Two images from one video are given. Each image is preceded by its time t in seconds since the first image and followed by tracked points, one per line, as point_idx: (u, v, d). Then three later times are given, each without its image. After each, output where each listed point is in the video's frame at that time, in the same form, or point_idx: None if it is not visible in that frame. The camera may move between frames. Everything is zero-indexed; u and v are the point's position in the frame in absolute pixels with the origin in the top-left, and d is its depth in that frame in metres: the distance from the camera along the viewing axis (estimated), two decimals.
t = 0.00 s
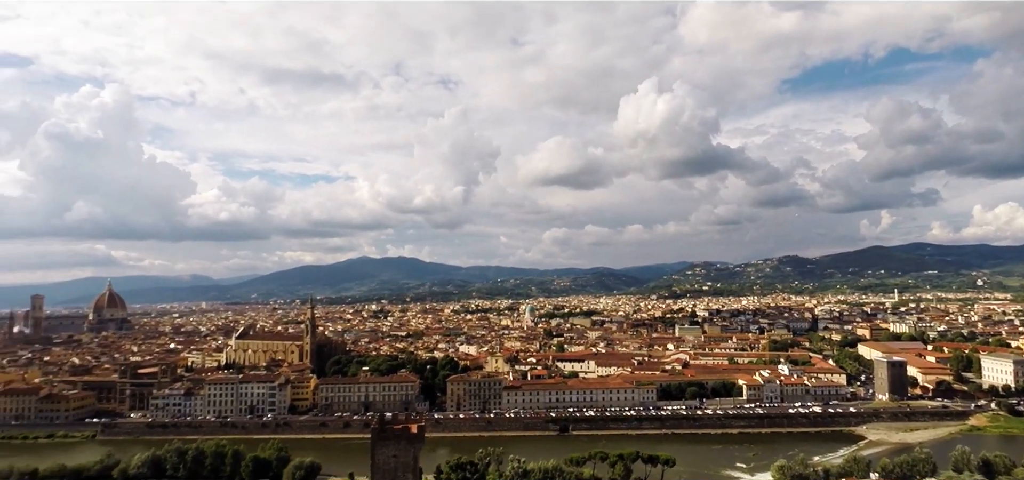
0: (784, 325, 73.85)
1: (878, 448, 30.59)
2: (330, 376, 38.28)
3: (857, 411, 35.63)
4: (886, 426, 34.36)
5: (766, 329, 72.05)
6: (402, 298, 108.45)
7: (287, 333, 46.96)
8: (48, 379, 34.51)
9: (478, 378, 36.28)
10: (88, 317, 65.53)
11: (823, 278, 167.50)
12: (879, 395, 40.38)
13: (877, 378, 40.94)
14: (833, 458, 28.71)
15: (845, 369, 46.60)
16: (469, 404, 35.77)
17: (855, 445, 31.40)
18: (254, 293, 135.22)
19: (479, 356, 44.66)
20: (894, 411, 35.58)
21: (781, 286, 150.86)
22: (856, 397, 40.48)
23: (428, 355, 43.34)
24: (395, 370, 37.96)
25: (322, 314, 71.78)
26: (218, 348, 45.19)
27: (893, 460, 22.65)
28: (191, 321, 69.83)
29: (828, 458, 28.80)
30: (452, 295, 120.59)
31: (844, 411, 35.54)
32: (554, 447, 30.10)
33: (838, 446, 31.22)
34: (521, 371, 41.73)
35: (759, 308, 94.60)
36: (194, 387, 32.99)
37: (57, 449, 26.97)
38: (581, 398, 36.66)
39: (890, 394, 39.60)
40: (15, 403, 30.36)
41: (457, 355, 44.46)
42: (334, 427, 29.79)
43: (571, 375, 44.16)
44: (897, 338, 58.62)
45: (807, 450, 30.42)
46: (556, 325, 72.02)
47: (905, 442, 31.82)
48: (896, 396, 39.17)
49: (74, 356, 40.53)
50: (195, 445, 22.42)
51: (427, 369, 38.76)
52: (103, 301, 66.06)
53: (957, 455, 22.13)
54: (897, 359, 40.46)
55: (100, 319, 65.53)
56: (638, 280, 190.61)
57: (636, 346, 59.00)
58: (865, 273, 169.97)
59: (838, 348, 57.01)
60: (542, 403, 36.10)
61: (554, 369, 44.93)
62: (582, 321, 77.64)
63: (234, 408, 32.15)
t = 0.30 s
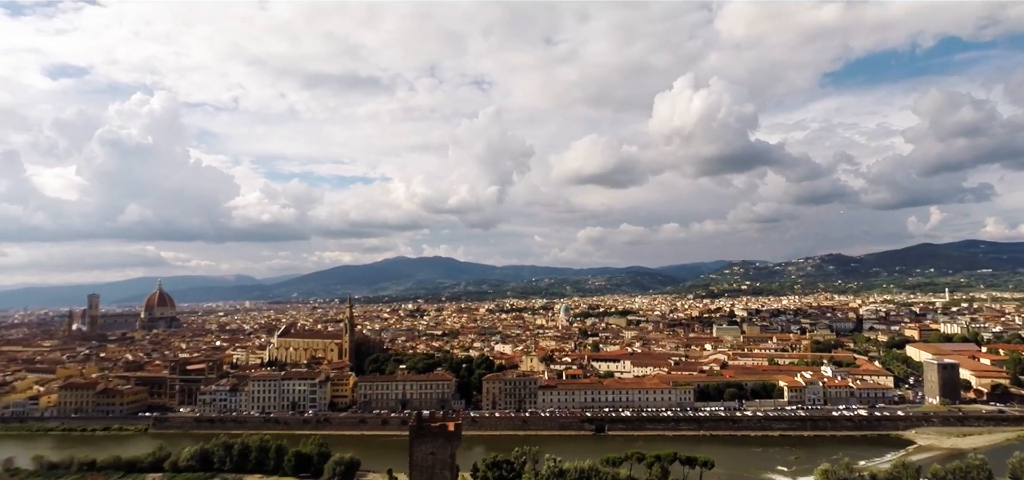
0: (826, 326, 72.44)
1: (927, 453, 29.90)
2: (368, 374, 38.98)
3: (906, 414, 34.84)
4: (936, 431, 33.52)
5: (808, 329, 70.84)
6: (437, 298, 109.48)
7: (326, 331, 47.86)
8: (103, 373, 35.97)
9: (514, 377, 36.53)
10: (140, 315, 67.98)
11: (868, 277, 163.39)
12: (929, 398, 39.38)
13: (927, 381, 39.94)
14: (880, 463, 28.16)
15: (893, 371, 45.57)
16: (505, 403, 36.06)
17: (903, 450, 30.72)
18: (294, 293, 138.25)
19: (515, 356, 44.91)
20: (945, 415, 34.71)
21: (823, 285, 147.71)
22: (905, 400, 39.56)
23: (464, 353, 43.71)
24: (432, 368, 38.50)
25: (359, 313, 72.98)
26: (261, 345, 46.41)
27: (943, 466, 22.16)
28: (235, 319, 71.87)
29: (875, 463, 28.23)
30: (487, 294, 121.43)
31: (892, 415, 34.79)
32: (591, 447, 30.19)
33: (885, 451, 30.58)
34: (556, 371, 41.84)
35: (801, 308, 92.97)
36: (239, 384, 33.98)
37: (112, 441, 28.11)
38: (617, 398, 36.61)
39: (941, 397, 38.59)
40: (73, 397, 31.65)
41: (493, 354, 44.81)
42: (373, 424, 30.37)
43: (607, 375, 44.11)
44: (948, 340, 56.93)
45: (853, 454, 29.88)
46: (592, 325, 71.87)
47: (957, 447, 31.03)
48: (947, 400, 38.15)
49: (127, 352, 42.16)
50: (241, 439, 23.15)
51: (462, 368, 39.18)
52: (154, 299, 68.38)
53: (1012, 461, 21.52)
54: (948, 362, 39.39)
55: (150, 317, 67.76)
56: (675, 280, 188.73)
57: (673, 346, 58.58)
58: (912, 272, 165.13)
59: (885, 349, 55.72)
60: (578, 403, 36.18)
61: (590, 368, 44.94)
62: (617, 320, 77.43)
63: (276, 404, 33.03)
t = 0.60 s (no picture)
0: (875, 326, 70.82)
1: (985, 462, 29.06)
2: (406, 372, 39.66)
3: (963, 420, 33.83)
4: (994, 438, 32.45)
5: (856, 330, 69.46)
6: (475, 298, 110.18)
7: (365, 330, 48.75)
8: (156, 370, 37.57)
9: (550, 376, 36.76)
10: (191, 314, 70.19)
11: (920, 276, 158.50)
12: (987, 403, 38.27)
13: (985, 386, 38.83)
14: (933, 470, 27.48)
15: (947, 375, 44.46)
16: (541, 403, 36.32)
17: (958, 457, 29.88)
18: (335, 292, 141.00)
19: (551, 355, 45.16)
20: (1005, 422, 33.57)
21: (871, 285, 143.84)
22: (961, 404, 38.53)
23: (500, 353, 44.07)
24: (469, 367, 38.98)
25: (398, 313, 74.09)
26: (304, 343, 47.60)
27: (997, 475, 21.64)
28: (279, 318, 73.78)
29: (928, 470, 27.48)
30: (524, 294, 121.79)
31: (947, 420, 33.84)
32: (630, 449, 30.30)
33: (939, 458, 29.79)
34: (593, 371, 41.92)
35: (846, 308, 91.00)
36: (283, 380, 35.03)
37: (166, 435, 29.23)
38: (655, 398, 36.45)
39: (1000, 402, 37.48)
40: (130, 392, 33.37)
41: (530, 354, 45.17)
42: (411, 422, 30.96)
43: (644, 376, 44.00)
44: (1005, 343, 55.11)
45: (904, 460, 29.21)
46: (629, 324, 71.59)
47: (1017, 456, 30.03)
48: (1006, 405, 37.02)
49: (178, 349, 43.82)
50: (285, 435, 23.91)
51: (499, 367, 39.64)
52: (203, 299, 70.49)
53: None
54: (1007, 366, 38.24)
55: (201, 315, 69.54)
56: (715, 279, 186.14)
57: (713, 347, 58.10)
58: (968, 271, 159.36)
59: (938, 351, 54.34)
60: (615, 404, 36.20)
61: (627, 369, 44.92)
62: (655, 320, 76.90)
63: (318, 401, 33.94)
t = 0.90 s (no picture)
0: (930, 327, 68.71)
1: None
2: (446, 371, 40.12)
3: None
4: None
5: (909, 331, 67.55)
6: (513, 297, 110.57)
7: (406, 329, 49.45)
8: (208, 366, 38.91)
9: (590, 376, 36.76)
10: (238, 313, 72.04)
11: (977, 274, 152.89)
12: None
13: None
14: None
15: (1010, 379, 42.70)
16: (581, 403, 36.42)
17: None
18: (374, 292, 143.27)
19: (591, 355, 45.14)
20: None
21: (924, 284, 139.29)
22: None
23: (539, 352, 44.25)
24: (508, 366, 39.20)
25: (437, 312, 74.82)
26: (346, 341, 48.54)
27: None
28: (323, 317, 75.42)
29: None
30: (563, 294, 121.69)
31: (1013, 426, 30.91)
32: (673, 451, 29.87)
33: (1004, 467, 27.36)
34: (633, 371, 41.69)
35: (897, 309, 88.54)
36: (327, 377, 35.81)
37: (217, 429, 30.16)
38: (698, 400, 35.92)
39: None
40: (184, 387, 34.59)
41: (568, 353, 45.19)
42: (452, 420, 31.34)
43: (686, 376, 43.61)
44: None
45: (965, 469, 27.04)
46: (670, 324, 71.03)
47: None
48: None
49: (227, 347, 45.14)
50: (331, 431, 24.48)
51: (538, 367, 39.83)
52: (250, 298, 72.16)
53: None
54: None
55: (247, 315, 70.87)
56: (759, 278, 182.94)
57: (756, 348, 57.23)
58: None
59: (1000, 354, 52.43)
60: (656, 405, 35.89)
61: (668, 369, 44.58)
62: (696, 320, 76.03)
63: (361, 398, 34.59)
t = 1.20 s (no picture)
0: (987, 329, 66.24)
1: None
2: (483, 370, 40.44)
3: None
4: None
5: (965, 333, 65.28)
6: (550, 296, 110.63)
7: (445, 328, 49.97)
8: (253, 364, 40.00)
9: (628, 376, 36.65)
10: (282, 312, 73.74)
11: None
12: None
13: None
14: None
15: None
16: (619, 403, 36.33)
17: None
18: (413, 291, 144.90)
19: (629, 355, 44.97)
20: None
21: (980, 282, 134.27)
22: None
23: (576, 352, 44.31)
24: (544, 366, 39.29)
25: (475, 311, 75.38)
26: (385, 340, 49.35)
27: None
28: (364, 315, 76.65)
29: None
30: (601, 293, 121.22)
31: None
32: (713, 454, 29.48)
33: None
34: (672, 372, 41.37)
35: (951, 309, 85.62)
36: (367, 375, 36.48)
37: (262, 424, 30.99)
38: (739, 402, 35.39)
39: None
40: (230, 383, 35.54)
41: (606, 353, 45.10)
42: (488, 419, 31.56)
43: (727, 377, 43.08)
44: None
45: None
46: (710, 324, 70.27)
47: None
48: None
49: (271, 345, 46.30)
50: (371, 428, 24.97)
51: (575, 367, 39.85)
52: (293, 298, 73.69)
53: None
54: None
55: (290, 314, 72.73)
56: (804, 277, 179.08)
57: (801, 348, 56.15)
58: None
59: None
60: (696, 406, 35.49)
61: (708, 370, 44.10)
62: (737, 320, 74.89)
63: (400, 396, 35.09)
